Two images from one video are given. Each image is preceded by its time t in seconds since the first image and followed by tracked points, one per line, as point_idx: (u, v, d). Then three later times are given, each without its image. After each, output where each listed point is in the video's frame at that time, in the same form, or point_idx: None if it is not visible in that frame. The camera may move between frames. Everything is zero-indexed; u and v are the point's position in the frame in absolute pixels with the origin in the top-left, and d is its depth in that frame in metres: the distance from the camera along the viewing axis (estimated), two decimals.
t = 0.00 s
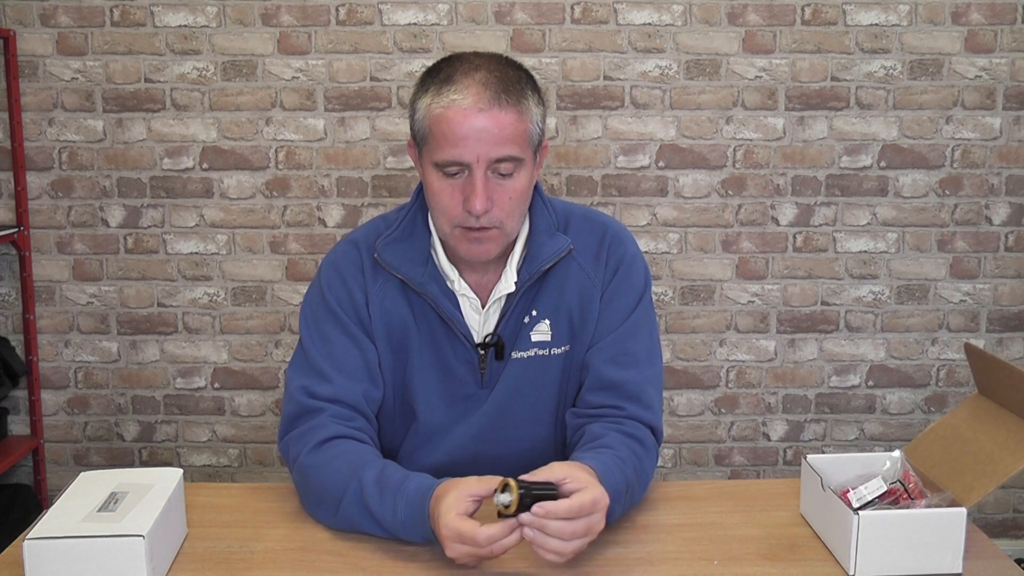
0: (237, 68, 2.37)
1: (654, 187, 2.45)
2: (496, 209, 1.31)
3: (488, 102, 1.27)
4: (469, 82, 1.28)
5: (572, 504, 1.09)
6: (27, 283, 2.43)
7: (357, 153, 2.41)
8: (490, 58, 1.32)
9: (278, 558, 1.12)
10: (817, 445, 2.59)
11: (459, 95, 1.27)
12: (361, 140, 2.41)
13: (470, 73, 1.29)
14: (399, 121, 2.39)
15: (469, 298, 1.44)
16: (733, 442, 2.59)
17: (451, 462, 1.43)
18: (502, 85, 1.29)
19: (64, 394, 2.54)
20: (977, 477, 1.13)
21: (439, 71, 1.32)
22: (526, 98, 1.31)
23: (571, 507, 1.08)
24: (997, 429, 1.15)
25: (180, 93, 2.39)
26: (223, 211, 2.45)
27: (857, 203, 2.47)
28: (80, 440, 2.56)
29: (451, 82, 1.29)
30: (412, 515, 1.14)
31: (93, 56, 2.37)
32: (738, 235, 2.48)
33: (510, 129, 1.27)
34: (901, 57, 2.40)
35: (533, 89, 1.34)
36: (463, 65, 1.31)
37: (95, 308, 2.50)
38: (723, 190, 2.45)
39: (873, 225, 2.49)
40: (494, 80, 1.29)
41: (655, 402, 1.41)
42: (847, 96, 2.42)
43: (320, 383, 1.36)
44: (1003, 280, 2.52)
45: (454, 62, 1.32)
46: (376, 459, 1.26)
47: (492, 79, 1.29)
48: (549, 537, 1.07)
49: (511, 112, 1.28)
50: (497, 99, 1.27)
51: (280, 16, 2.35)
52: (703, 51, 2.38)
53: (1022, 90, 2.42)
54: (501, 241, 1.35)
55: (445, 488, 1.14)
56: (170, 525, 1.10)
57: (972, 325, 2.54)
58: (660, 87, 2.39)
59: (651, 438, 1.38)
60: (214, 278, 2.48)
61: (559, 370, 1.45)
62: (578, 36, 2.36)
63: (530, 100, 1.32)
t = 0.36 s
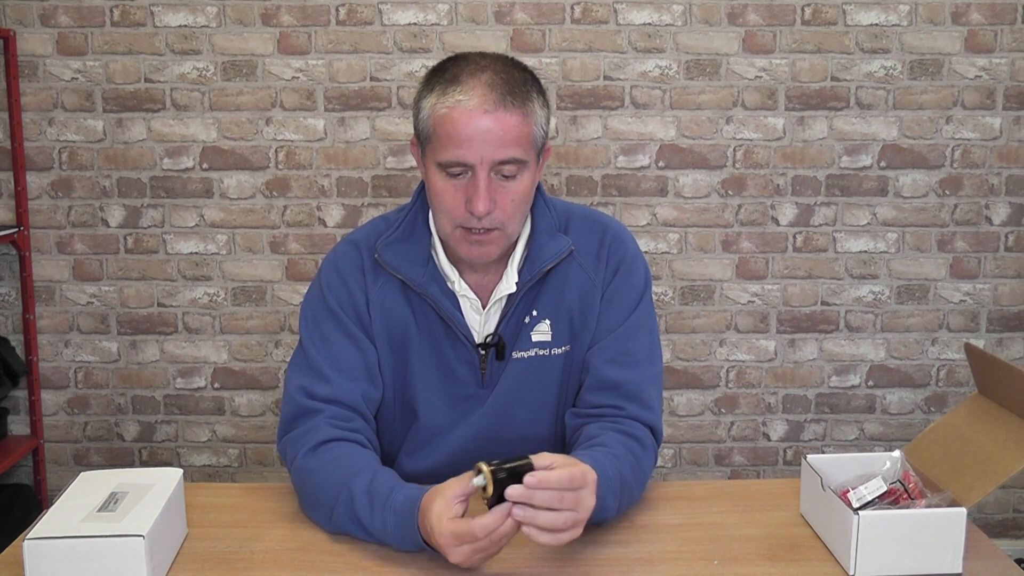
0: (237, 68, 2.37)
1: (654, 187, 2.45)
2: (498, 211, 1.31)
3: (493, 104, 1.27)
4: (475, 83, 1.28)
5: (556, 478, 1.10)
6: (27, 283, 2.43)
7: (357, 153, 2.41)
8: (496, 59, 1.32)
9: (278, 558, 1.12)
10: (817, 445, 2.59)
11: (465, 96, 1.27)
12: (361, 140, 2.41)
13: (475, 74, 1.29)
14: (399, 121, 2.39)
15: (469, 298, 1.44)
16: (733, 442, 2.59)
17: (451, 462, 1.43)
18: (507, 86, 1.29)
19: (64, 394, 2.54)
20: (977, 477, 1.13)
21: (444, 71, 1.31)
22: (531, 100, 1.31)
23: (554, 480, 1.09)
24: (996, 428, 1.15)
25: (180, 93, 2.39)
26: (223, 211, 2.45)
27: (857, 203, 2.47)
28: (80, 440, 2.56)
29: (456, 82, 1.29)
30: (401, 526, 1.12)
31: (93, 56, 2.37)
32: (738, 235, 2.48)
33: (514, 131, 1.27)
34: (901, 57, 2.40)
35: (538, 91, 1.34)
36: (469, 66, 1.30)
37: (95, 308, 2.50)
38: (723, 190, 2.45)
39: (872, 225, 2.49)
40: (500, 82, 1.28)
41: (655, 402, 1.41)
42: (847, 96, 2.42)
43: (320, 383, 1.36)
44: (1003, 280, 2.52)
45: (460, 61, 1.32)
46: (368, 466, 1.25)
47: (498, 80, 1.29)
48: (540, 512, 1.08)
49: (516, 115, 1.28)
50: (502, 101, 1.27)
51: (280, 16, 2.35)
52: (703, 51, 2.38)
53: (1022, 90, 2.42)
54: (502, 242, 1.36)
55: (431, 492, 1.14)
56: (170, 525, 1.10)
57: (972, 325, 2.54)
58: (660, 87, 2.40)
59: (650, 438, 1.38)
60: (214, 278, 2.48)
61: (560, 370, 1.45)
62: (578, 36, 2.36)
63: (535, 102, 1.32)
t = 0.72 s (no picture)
0: (237, 68, 2.37)
1: (654, 187, 2.45)
2: (502, 212, 1.31)
3: (502, 106, 1.27)
4: (485, 84, 1.28)
5: (535, 475, 1.12)
6: (27, 283, 2.43)
7: (357, 154, 2.41)
8: (507, 61, 1.32)
9: (278, 558, 1.12)
10: (817, 445, 2.59)
11: (474, 96, 1.27)
12: (361, 140, 2.41)
13: (486, 75, 1.29)
14: (399, 121, 2.39)
15: (471, 298, 1.44)
16: (733, 442, 2.59)
17: (451, 461, 1.43)
18: (518, 89, 1.29)
19: (64, 394, 2.54)
20: (977, 477, 1.13)
21: (455, 70, 1.32)
22: (540, 104, 1.31)
23: (534, 476, 1.11)
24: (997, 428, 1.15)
25: (180, 93, 2.39)
26: (223, 211, 2.45)
27: (857, 203, 2.47)
28: (80, 440, 2.56)
29: (467, 83, 1.29)
30: (401, 529, 1.12)
31: (93, 56, 2.37)
32: (738, 235, 2.48)
33: (522, 134, 1.27)
34: (901, 57, 2.40)
35: (548, 96, 1.34)
36: (480, 67, 1.30)
37: (95, 308, 2.50)
38: (723, 190, 2.45)
39: (872, 225, 2.49)
40: (509, 84, 1.29)
41: (654, 402, 1.41)
42: (847, 96, 2.42)
43: (320, 383, 1.36)
44: (1003, 280, 2.52)
45: (471, 61, 1.32)
46: (367, 468, 1.24)
47: (509, 82, 1.29)
48: (532, 511, 1.10)
49: (524, 117, 1.28)
50: (511, 103, 1.27)
51: (280, 16, 2.35)
52: (703, 51, 2.38)
53: (1022, 90, 2.42)
54: (503, 243, 1.36)
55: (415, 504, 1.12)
56: (170, 525, 1.10)
57: (972, 326, 2.54)
58: (660, 87, 2.40)
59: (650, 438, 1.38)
60: (214, 278, 2.48)
61: (560, 370, 1.45)
62: (578, 36, 2.36)
63: (544, 106, 1.32)
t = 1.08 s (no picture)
0: (237, 68, 2.37)
1: (654, 187, 2.45)
2: (502, 213, 1.31)
3: (502, 106, 1.27)
4: (485, 85, 1.28)
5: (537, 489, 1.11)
6: (27, 283, 2.43)
7: (357, 154, 2.41)
8: (506, 62, 1.32)
9: (278, 558, 1.12)
10: (817, 445, 2.59)
11: (474, 97, 1.27)
12: (361, 140, 2.41)
13: (485, 75, 1.29)
14: (399, 121, 2.39)
15: (471, 299, 1.44)
16: (733, 442, 2.59)
17: (452, 461, 1.43)
18: (517, 89, 1.29)
19: (64, 394, 2.54)
20: (977, 477, 1.13)
21: (454, 71, 1.32)
22: (540, 105, 1.31)
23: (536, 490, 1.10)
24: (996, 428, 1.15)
25: (180, 93, 2.39)
26: (223, 211, 2.45)
27: (857, 203, 2.47)
28: (80, 440, 2.56)
29: (466, 84, 1.29)
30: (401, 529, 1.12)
31: (93, 56, 2.37)
32: (738, 235, 2.48)
33: (522, 135, 1.27)
34: (901, 57, 2.40)
35: (547, 96, 1.34)
36: (479, 67, 1.31)
37: (95, 308, 2.50)
38: (723, 190, 2.45)
39: (872, 225, 2.49)
40: (510, 84, 1.29)
41: (654, 402, 1.41)
42: (847, 97, 2.42)
43: (320, 383, 1.36)
44: (1003, 280, 2.52)
45: (470, 62, 1.32)
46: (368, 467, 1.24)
47: (508, 83, 1.29)
48: (530, 523, 1.08)
49: (524, 118, 1.28)
50: (511, 103, 1.27)
51: (280, 16, 2.35)
52: (703, 51, 2.38)
53: (1022, 90, 2.42)
54: (504, 245, 1.36)
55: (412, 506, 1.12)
56: (170, 525, 1.10)
57: (972, 325, 2.54)
58: (660, 87, 2.40)
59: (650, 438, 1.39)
60: (214, 278, 2.48)
61: (560, 371, 1.45)
62: (578, 36, 2.36)
63: (543, 107, 1.32)
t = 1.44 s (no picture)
0: (237, 68, 2.37)
1: (654, 187, 2.45)
2: (507, 216, 1.31)
3: (502, 109, 1.27)
4: (483, 88, 1.28)
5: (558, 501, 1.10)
6: (27, 283, 2.43)
7: (357, 153, 2.41)
8: (503, 63, 1.32)
9: (279, 558, 1.12)
10: (817, 445, 2.59)
11: (473, 101, 1.27)
12: (361, 140, 2.41)
13: (483, 79, 1.29)
14: (399, 121, 2.39)
15: (472, 299, 1.43)
16: (733, 442, 2.59)
17: (452, 461, 1.43)
18: (516, 91, 1.29)
19: (64, 394, 2.54)
20: (977, 477, 1.13)
21: (451, 76, 1.31)
22: (539, 105, 1.31)
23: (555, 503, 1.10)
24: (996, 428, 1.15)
25: (180, 93, 2.39)
26: (223, 211, 2.45)
27: (857, 203, 2.47)
28: (80, 440, 2.56)
29: (464, 88, 1.29)
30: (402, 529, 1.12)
31: (93, 56, 2.37)
32: (738, 235, 2.48)
33: (523, 137, 1.27)
34: (901, 57, 2.40)
35: (545, 96, 1.34)
36: (476, 71, 1.30)
37: (95, 308, 2.50)
38: (722, 190, 2.45)
39: (872, 225, 2.49)
40: (508, 87, 1.29)
41: (656, 402, 1.41)
42: (847, 97, 2.42)
43: (321, 383, 1.36)
44: (1003, 280, 2.52)
45: (467, 65, 1.32)
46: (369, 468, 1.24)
47: (506, 86, 1.29)
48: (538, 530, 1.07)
49: (524, 120, 1.27)
50: (511, 106, 1.27)
51: (280, 16, 2.35)
52: (703, 51, 2.38)
53: (1022, 90, 2.42)
54: (509, 247, 1.36)
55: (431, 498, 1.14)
56: (170, 525, 1.10)
57: (972, 325, 2.54)
58: (660, 87, 2.39)
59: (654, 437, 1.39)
60: (214, 278, 2.48)
61: (561, 371, 1.45)
62: (578, 36, 2.36)
63: (542, 107, 1.32)
